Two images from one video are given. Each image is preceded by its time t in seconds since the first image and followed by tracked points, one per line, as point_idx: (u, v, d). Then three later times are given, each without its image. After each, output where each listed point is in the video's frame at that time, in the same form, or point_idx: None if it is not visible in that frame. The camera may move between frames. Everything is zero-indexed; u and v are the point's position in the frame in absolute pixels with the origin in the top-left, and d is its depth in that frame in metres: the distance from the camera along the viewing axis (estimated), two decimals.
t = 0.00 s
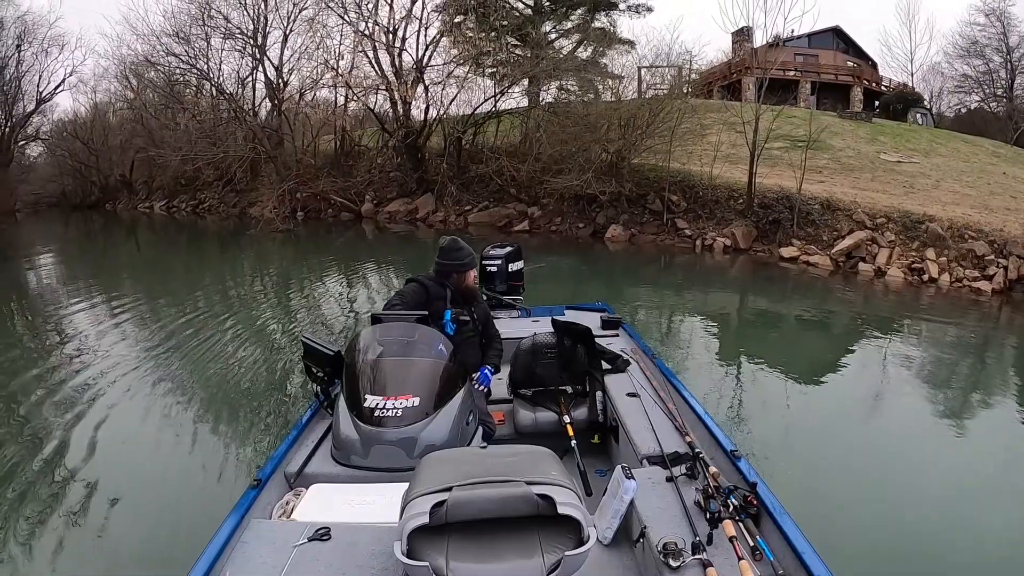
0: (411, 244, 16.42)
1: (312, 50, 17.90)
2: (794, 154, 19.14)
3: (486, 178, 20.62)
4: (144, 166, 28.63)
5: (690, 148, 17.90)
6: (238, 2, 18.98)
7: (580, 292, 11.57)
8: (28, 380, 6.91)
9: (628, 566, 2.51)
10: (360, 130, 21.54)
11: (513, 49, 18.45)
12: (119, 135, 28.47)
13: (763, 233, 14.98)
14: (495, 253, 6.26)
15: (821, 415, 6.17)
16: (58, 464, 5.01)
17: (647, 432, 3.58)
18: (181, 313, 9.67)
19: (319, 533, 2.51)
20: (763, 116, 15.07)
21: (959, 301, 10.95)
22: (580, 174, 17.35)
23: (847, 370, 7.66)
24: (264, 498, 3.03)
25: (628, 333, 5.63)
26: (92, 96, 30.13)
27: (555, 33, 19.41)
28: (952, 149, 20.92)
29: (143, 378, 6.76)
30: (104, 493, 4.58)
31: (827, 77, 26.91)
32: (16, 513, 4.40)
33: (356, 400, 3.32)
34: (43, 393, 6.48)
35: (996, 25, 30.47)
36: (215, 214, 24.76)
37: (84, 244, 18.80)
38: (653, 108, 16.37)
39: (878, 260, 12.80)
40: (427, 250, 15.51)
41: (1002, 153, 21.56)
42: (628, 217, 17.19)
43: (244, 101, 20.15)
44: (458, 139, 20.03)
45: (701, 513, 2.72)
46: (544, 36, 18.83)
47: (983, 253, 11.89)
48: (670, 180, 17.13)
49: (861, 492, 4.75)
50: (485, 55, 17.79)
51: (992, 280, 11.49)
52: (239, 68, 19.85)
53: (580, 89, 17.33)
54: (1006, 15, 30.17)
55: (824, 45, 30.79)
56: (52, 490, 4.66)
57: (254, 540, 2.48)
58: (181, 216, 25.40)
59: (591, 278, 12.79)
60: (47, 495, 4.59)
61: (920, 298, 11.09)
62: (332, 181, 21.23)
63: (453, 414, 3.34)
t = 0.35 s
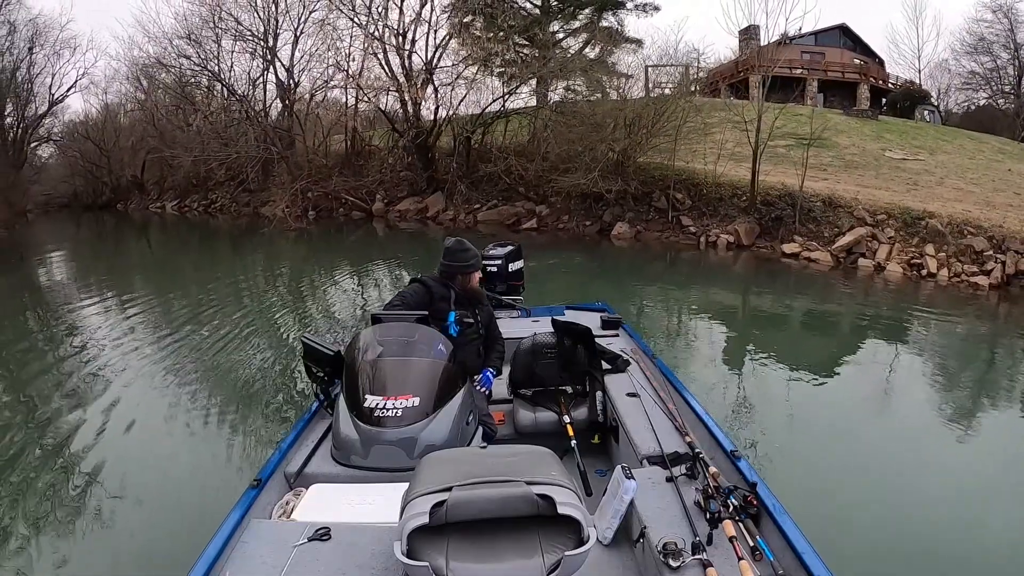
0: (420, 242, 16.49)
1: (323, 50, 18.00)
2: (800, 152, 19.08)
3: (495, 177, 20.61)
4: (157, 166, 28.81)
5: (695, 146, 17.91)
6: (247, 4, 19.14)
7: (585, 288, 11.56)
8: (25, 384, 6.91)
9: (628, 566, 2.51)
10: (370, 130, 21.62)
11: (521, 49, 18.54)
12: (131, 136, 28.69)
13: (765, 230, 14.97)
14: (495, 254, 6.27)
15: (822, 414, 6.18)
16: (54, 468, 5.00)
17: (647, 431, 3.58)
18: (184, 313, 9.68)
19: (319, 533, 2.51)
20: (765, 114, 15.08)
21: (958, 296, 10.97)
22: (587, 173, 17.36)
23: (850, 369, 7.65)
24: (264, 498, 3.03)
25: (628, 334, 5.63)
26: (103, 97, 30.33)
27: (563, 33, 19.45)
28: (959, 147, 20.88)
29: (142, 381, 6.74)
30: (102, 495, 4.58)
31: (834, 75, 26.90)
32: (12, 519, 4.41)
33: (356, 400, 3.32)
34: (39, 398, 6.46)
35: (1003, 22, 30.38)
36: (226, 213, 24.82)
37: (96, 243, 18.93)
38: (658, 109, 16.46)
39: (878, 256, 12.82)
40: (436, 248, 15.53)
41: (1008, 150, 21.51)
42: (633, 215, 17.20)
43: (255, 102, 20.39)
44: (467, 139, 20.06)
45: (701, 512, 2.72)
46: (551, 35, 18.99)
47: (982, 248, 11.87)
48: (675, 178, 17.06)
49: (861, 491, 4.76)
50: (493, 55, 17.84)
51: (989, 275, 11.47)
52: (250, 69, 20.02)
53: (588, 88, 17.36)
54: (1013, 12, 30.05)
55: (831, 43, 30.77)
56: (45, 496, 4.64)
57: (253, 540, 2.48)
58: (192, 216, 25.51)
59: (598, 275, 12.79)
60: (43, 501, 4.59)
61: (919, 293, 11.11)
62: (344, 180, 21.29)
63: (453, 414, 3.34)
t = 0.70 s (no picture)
0: (431, 240, 16.52)
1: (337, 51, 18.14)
2: (807, 152, 19.05)
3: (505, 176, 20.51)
4: (170, 165, 28.96)
5: (703, 146, 17.91)
6: (260, 5, 19.58)
7: (591, 287, 11.57)
8: (24, 387, 6.91)
9: (628, 565, 2.51)
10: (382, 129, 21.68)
11: (532, 50, 18.70)
12: (145, 135, 28.95)
13: (769, 229, 14.96)
14: (495, 253, 6.28)
15: (822, 412, 6.18)
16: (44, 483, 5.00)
17: (647, 431, 3.58)
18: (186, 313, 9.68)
19: (319, 533, 2.51)
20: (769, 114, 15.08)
21: (956, 293, 10.99)
22: (595, 173, 17.37)
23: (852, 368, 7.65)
24: (264, 498, 3.03)
25: (628, 334, 5.63)
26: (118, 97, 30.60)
27: (573, 33, 19.55)
28: (966, 147, 20.83)
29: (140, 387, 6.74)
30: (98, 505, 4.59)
31: (843, 76, 26.91)
32: (22, 520, 4.52)
33: (356, 400, 3.32)
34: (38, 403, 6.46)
35: (1013, 23, 30.27)
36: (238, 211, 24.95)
37: (109, 241, 19.06)
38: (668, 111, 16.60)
39: (879, 255, 12.81)
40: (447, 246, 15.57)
41: (1016, 150, 21.41)
42: (639, 213, 17.22)
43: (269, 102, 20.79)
44: (478, 140, 20.09)
45: (701, 512, 2.72)
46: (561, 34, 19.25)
47: (981, 247, 11.87)
48: (681, 178, 17.02)
49: (862, 490, 4.76)
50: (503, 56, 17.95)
51: (988, 273, 11.48)
52: (263, 70, 20.40)
53: (599, 88, 17.31)
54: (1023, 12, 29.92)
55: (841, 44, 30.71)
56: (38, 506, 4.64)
57: (253, 540, 2.49)
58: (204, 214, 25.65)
59: (607, 273, 12.81)
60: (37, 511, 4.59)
61: (918, 292, 11.11)
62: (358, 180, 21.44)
63: (453, 415, 3.34)
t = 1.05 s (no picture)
0: (443, 239, 16.55)
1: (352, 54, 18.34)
2: (814, 153, 19.09)
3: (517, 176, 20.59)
4: (185, 164, 29.12)
5: (711, 147, 17.97)
6: (275, 6, 19.65)
7: (599, 286, 11.59)
8: (23, 387, 6.90)
9: (628, 565, 2.52)
10: (396, 130, 21.73)
11: (545, 51, 18.83)
12: (160, 134, 29.13)
13: (775, 229, 14.94)
14: (495, 253, 6.29)
15: (822, 411, 6.20)
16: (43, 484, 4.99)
17: (647, 431, 3.59)
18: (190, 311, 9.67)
19: (319, 533, 2.51)
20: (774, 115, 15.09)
21: (957, 293, 10.98)
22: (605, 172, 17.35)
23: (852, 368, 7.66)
24: (264, 498, 3.03)
25: (628, 334, 5.62)
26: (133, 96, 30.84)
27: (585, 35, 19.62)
28: (975, 149, 20.80)
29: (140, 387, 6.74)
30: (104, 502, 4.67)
31: (853, 78, 27.02)
32: (37, 512, 4.64)
33: (356, 400, 3.32)
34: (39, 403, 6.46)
35: None
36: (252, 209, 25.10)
37: (124, 238, 19.19)
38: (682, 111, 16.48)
39: (881, 254, 12.82)
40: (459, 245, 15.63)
41: None
42: (646, 213, 17.23)
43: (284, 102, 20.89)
44: (490, 142, 20.09)
45: (701, 513, 2.72)
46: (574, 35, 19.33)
47: (982, 247, 11.87)
48: (689, 179, 16.98)
49: (862, 490, 4.77)
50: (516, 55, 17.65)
51: (988, 272, 11.49)
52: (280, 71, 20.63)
53: (611, 89, 17.30)
54: None
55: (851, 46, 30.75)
56: (26, 512, 4.60)
57: (253, 539, 2.49)
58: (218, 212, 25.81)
59: (617, 272, 12.85)
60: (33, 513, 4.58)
61: (920, 291, 11.11)
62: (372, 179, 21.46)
63: (453, 415, 3.34)
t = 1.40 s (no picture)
0: (456, 238, 16.60)
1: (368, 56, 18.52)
2: (824, 154, 19.10)
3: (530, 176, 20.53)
4: (204, 164, 29.43)
5: (721, 148, 18.03)
6: (291, 8, 19.88)
7: (605, 285, 11.61)
8: (36, 382, 7.04)
9: (628, 565, 2.51)
10: (411, 130, 21.77)
11: (558, 52, 18.97)
12: (177, 133, 29.44)
13: (781, 230, 14.91)
14: (495, 253, 6.31)
15: (825, 411, 6.21)
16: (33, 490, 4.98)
17: (647, 431, 3.59)
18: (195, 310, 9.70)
19: (319, 533, 2.51)
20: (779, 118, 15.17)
21: (958, 293, 10.97)
22: (616, 173, 17.34)
23: (854, 369, 7.66)
24: (264, 498, 3.03)
25: (628, 334, 5.62)
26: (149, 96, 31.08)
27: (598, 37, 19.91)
28: (985, 151, 20.72)
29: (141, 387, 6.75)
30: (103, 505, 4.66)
31: (864, 80, 27.32)
32: (53, 504, 4.77)
33: (356, 400, 3.32)
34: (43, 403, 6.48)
35: None
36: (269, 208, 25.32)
37: (141, 236, 19.37)
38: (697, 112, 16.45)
39: (883, 254, 12.82)
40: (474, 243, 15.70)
41: None
42: (654, 213, 17.24)
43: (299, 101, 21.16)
44: (503, 143, 20.12)
45: (701, 512, 2.72)
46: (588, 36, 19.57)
47: (984, 248, 11.85)
48: (698, 180, 16.96)
49: (864, 490, 4.78)
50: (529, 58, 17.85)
51: (989, 272, 11.47)
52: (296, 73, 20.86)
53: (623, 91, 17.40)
54: None
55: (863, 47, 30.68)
56: (44, 506, 4.74)
57: (253, 539, 2.49)
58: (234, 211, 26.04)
59: (628, 270, 12.88)
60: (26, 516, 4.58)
61: (921, 291, 11.09)
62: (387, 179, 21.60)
63: (453, 415, 3.34)
